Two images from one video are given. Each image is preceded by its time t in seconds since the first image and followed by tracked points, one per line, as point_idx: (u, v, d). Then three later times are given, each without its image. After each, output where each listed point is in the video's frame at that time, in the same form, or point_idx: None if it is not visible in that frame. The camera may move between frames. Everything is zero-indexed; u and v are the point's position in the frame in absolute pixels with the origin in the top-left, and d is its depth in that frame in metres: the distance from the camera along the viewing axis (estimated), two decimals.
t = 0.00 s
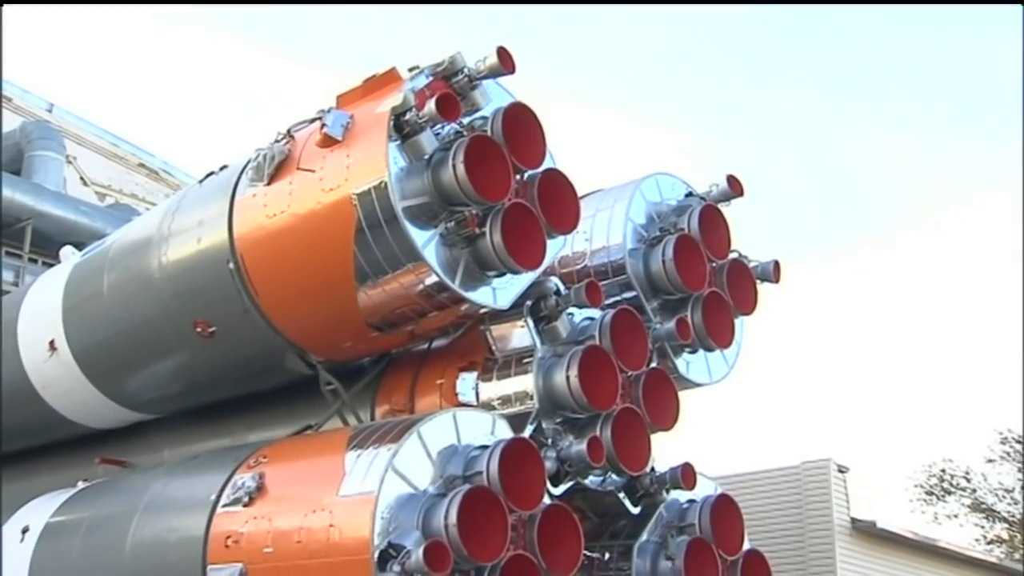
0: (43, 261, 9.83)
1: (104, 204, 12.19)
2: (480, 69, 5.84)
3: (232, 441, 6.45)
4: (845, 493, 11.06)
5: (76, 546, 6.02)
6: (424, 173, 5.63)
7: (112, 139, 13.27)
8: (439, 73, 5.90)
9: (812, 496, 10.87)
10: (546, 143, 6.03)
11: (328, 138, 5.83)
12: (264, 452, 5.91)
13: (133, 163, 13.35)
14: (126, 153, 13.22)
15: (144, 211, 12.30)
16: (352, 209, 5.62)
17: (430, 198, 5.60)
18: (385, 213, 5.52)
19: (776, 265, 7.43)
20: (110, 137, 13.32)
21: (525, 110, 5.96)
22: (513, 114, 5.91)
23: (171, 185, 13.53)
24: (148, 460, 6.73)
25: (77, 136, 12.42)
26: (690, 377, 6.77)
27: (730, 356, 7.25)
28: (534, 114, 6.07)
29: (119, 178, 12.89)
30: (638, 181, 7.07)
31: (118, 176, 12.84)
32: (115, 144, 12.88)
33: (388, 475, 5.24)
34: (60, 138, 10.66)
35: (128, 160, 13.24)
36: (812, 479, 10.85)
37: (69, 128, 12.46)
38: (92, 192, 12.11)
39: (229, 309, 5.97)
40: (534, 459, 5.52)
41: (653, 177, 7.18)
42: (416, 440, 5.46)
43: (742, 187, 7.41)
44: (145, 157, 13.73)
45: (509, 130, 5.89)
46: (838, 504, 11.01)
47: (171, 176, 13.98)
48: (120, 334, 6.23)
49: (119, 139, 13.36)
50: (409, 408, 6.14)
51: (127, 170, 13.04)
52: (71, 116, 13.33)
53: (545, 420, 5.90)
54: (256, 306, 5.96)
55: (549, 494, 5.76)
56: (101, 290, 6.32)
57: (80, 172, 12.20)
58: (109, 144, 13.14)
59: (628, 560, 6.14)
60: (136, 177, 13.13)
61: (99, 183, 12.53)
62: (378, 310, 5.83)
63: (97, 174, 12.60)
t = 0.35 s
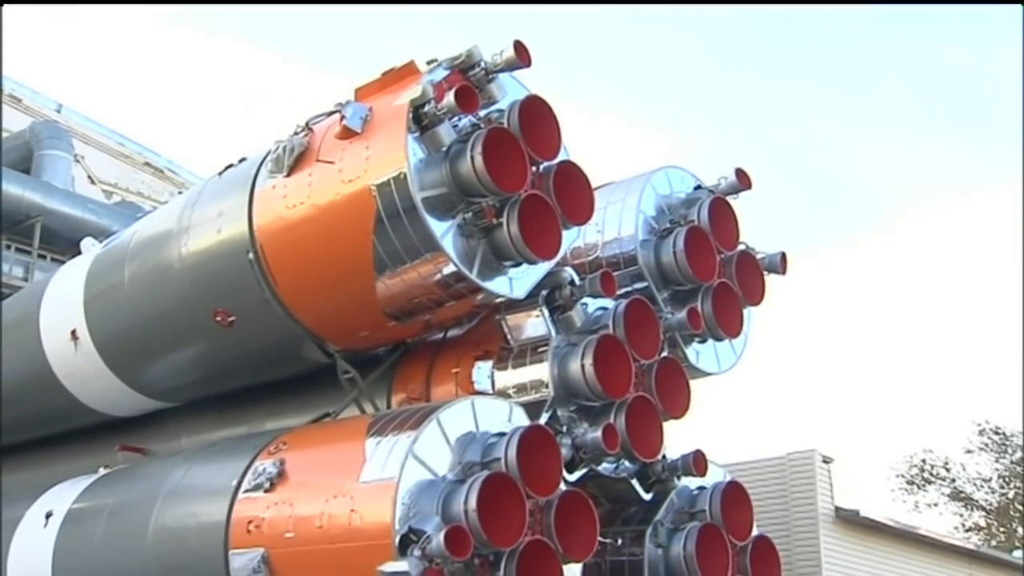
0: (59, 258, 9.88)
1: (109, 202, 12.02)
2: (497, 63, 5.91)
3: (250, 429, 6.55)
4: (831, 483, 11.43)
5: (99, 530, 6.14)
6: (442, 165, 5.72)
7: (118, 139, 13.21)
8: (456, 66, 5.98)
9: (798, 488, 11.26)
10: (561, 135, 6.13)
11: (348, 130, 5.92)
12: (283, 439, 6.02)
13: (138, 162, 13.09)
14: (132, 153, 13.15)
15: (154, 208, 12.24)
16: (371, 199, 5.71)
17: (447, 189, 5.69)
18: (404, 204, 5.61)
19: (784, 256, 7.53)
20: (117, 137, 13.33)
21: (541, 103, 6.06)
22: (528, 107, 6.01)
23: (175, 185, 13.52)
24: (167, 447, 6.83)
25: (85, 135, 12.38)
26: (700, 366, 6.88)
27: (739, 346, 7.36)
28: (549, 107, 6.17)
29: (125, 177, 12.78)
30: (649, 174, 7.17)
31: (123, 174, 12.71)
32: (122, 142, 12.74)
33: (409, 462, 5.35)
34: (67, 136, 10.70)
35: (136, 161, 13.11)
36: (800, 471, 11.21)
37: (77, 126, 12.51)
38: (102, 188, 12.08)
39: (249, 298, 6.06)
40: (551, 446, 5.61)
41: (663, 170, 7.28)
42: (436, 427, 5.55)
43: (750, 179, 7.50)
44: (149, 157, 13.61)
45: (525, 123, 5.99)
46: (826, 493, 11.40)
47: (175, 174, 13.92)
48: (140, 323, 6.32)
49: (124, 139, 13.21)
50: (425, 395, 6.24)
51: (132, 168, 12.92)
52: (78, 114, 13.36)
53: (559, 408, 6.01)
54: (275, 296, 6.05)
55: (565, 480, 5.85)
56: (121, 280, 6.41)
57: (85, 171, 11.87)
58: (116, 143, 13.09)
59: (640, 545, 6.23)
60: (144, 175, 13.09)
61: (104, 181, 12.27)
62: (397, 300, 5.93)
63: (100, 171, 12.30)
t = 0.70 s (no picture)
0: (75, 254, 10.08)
1: (121, 197, 12.64)
2: (516, 54, 6.02)
3: (270, 414, 6.67)
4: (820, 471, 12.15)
5: (126, 512, 6.28)
6: (463, 154, 5.83)
7: (127, 135, 13.66)
8: (475, 57, 6.08)
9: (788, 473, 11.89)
10: (578, 125, 6.24)
11: (369, 120, 6.02)
12: (307, 423, 6.14)
13: (149, 159, 13.78)
14: (142, 150, 13.73)
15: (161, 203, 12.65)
16: (393, 188, 5.81)
17: (468, 178, 5.79)
18: (426, 192, 5.70)
19: (793, 245, 7.66)
20: (125, 133, 13.62)
21: (558, 94, 6.17)
22: (546, 98, 6.12)
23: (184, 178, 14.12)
24: (189, 432, 6.95)
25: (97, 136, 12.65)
26: (712, 352, 7.01)
27: (749, 333, 7.48)
28: (566, 98, 6.28)
29: (136, 173, 13.50)
30: (661, 164, 7.28)
31: (134, 170, 13.40)
32: (133, 141, 13.34)
33: (432, 445, 5.45)
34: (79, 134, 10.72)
35: (144, 156, 13.77)
36: (788, 458, 12.18)
37: (86, 123, 12.67)
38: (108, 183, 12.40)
39: (271, 286, 6.17)
40: (570, 431, 5.71)
41: (675, 160, 7.40)
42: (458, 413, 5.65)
43: (760, 169, 7.63)
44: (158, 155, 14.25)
45: (543, 113, 6.10)
46: (814, 479, 12.17)
47: (182, 171, 14.45)
48: (163, 310, 6.42)
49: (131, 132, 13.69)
50: (443, 380, 6.34)
51: (143, 165, 13.59)
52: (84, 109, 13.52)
53: (577, 393, 6.12)
54: (297, 283, 6.16)
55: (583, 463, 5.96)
56: (144, 268, 6.51)
57: (97, 169, 12.44)
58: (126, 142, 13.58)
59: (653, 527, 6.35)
60: (152, 172, 13.75)
61: (117, 178, 12.89)
62: (417, 286, 6.03)
63: (113, 169, 12.90)
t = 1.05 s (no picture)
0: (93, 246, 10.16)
1: (132, 190, 12.84)
2: (536, 42, 6.10)
3: (292, 398, 6.78)
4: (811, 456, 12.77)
5: (153, 492, 6.40)
6: (485, 140, 5.92)
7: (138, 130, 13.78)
8: (496, 46, 6.18)
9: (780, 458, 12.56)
10: (597, 113, 6.34)
11: (393, 108, 6.12)
12: (331, 406, 6.24)
13: (159, 154, 13.88)
14: (153, 145, 13.80)
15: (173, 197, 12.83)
16: (416, 174, 5.91)
17: (490, 164, 5.89)
18: (450, 179, 5.79)
19: (804, 232, 7.77)
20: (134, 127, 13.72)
21: (577, 83, 6.27)
22: (566, 86, 6.22)
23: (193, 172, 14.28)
24: (212, 414, 7.06)
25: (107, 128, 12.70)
26: (726, 337, 7.12)
27: (762, 318, 7.59)
28: (585, 86, 6.38)
29: (146, 167, 13.62)
30: (676, 152, 7.39)
31: (145, 165, 13.55)
32: (144, 136, 13.54)
33: (456, 428, 5.54)
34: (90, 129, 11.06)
35: (155, 152, 13.84)
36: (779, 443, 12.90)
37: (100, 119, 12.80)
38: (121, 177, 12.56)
39: (295, 271, 6.27)
40: (590, 413, 5.81)
41: (689, 148, 7.50)
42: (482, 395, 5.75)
43: (772, 157, 7.73)
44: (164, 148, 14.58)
45: (563, 101, 6.19)
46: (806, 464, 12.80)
47: (192, 165, 14.62)
48: (188, 295, 6.55)
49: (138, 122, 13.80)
50: (464, 364, 6.46)
51: (154, 159, 13.72)
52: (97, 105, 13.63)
53: (596, 376, 6.23)
54: (320, 268, 6.26)
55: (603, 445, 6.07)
56: (169, 254, 6.63)
57: (109, 164, 12.55)
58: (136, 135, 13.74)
59: (670, 508, 6.49)
60: (163, 167, 13.94)
61: (128, 171, 13.08)
62: (439, 271, 6.13)
63: (123, 162, 13.10)
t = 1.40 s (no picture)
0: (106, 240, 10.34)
1: (143, 184, 13.01)
2: (556, 32, 6.20)
3: (313, 383, 6.88)
4: (801, 442, 13.63)
5: (178, 474, 6.51)
6: (506, 128, 6.01)
7: (149, 127, 13.88)
8: (516, 36, 6.27)
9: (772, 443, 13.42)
10: (615, 101, 6.42)
11: (414, 97, 6.22)
12: (353, 391, 6.35)
13: (171, 149, 13.91)
14: (165, 140, 13.85)
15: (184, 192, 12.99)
16: (438, 162, 6.00)
17: (511, 152, 5.98)
18: (471, 166, 5.88)
19: (815, 221, 7.88)
20: (146, 125, 13.82)
21: (596, 72, 6.38)
22: (585, 75, 6.32)
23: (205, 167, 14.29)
24: (233, 399, 7.16)
25: (121, 124, 12.83)
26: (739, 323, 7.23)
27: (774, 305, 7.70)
28: (602, 75, 6.48)
29: (158, 163, 13.71)
30: (689, 142, 7.49)
31: (157, 160, 13.64)
32: (156, 131, 13.50)
33: (479, 411, 5.62)
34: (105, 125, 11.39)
35: (167, 148, 13.88)
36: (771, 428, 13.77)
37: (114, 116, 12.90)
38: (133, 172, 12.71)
39: (316, 258, 6.37)
40: (611, 397, 5.91)
41: (702, 138, 7.60)
42: (504, 379, 5.84)
43: (784, 147, 7.83)
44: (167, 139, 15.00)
45: (582, 90, 6.30)
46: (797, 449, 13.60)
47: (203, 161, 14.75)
48: (211, 282, 6.65)
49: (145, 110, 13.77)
50: (483, 349, 6.55)
51: (165, 154, 13.78)
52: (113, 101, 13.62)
53: (614, 361, 6.34)
54: (341, 255, 6.36)
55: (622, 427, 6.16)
56: (191, 241, 6.73)
57: (121, 158, 12.60)
58: (147, 131, 13.84)
59: (687, 490, 6.59)
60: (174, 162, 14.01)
61: (140, 166, 13.29)
62: (460, 258, 6.23)
63: (136, 159, 13.27)
